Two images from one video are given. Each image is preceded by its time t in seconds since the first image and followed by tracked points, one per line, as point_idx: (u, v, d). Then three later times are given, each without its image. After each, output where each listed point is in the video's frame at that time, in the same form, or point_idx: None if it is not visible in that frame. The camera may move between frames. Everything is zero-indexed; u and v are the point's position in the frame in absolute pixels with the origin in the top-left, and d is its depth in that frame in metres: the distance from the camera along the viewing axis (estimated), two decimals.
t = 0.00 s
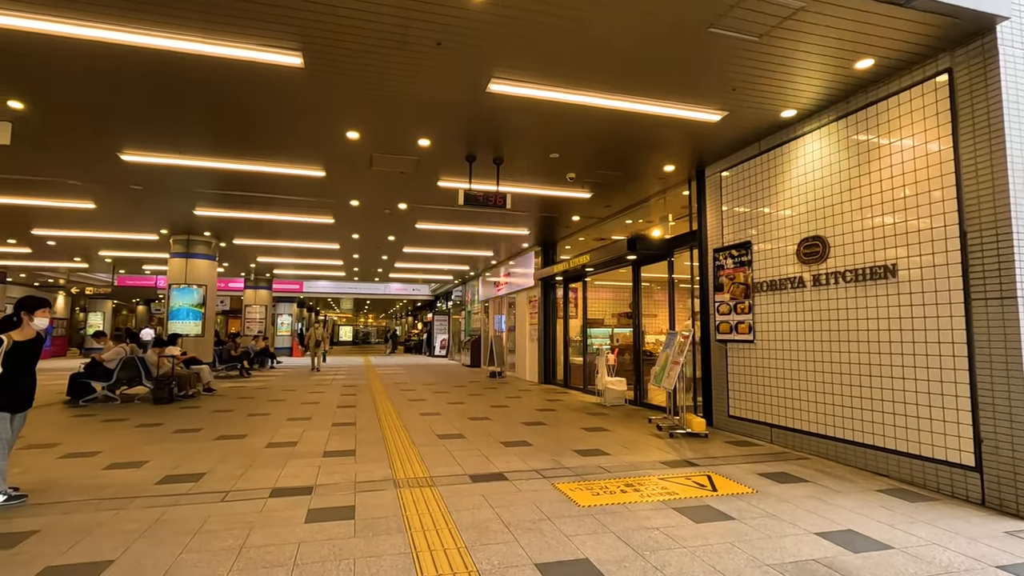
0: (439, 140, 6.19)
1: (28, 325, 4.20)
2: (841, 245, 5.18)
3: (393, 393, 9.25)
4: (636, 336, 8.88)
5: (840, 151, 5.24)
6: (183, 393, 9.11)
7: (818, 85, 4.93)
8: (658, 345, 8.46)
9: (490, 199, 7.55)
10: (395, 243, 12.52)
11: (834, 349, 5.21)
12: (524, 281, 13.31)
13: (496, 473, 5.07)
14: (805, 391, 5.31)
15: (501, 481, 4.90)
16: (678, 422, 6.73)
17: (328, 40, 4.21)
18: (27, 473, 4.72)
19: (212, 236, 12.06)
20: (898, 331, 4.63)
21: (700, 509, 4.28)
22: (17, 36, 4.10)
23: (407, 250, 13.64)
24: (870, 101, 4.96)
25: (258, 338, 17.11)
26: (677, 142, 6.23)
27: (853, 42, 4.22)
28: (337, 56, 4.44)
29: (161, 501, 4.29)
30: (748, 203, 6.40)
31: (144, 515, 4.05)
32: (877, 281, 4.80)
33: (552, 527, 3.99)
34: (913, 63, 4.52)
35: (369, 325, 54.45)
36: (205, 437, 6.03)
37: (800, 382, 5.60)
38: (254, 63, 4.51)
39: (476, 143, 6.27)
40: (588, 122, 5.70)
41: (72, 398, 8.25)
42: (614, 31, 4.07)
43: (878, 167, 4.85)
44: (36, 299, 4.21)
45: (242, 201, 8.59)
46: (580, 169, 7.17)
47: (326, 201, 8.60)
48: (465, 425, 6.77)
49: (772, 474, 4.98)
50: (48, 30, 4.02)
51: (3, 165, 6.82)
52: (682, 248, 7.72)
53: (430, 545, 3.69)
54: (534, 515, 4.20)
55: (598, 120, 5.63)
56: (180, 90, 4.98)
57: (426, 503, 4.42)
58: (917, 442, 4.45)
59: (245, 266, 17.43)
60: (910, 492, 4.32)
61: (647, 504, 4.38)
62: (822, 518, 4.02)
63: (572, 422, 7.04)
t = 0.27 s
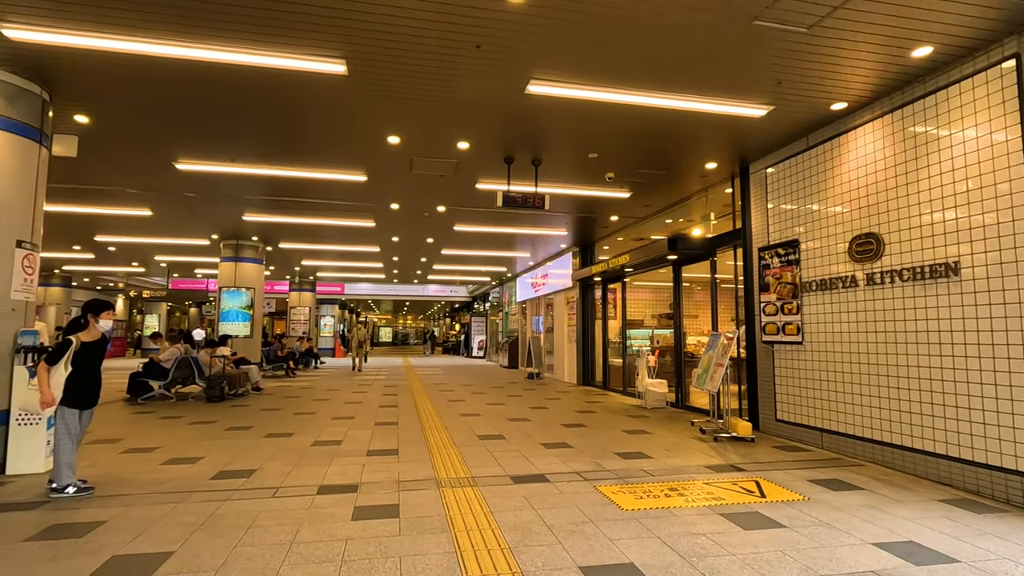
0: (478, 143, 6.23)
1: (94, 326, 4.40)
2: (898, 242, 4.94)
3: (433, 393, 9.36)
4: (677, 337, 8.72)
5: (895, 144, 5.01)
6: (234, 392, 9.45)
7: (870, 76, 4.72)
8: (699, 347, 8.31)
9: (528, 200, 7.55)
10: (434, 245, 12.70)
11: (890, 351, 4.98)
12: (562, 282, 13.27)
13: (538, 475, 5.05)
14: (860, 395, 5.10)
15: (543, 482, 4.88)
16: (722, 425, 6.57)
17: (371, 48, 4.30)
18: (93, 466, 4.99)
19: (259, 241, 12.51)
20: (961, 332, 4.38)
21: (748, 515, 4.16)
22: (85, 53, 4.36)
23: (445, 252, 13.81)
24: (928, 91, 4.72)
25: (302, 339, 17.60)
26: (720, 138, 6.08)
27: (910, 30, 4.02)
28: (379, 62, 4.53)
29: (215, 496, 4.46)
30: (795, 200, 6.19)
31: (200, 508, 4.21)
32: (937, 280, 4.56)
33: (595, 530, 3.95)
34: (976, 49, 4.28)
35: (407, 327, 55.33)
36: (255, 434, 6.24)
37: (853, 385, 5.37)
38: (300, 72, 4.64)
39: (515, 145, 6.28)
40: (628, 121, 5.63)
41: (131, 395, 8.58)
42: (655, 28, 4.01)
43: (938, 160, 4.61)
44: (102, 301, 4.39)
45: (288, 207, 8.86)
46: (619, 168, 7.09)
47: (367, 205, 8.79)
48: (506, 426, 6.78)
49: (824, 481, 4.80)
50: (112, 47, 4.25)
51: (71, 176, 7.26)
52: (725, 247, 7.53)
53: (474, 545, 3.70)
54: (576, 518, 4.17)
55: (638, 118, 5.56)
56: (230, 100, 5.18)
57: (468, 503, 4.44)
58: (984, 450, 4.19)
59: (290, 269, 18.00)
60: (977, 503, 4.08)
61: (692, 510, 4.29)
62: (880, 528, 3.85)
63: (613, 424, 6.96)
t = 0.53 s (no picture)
0: (517, 144, 6.24)
1: (156, 326, 4.58)
2: (961, 238, 4.68)
3: (473, 394, 9.42)
4: (721, 339, 8.52)
5: (957, 136, 4.75)
6: (282, 390, 9.76)
7: (930, 63, 4.49)
8: (744, 349, 8.09)
9: (569, 200, 7.52)
10: (472, 247, 12.81)
11: (954, 354, 4.72)
12: (601, 283, 13.15)
13: (581, 477, 5.02)
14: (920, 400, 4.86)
15: (586, 485, 4.84)
16: (771, 429, 6.37)
17: (414, 53, 4.37)
18: (155, 461, 5.24)
19: (305, 244, 12.87)
20: None
21: (802, 523, 4.01)
22: (147, 69, 4.59)
23: (484, 254, 13.89)
24: (994, 78, 4.44)
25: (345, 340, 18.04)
26: (766, 133, 5.91)
27: (974, 13, 3.80)
28: (422, 67, 4.60)
29: (268, 491, 4.61)
30: (847, 196, 5.95)
31: (254, 504, 4.36)
32: (1005, 279, 4.29)
33: (642, 534, 3.88)
34: None
35: (446, 328, 55.97)
36: (303, 432, 6.42)
37: (912, 389, 5.11)
38: (345, 79, 4.74)
39: (554, 145, 6.26)
40: (670, 118, 5.53)
41: (187, 392, 9.03)
42: (700, 23, 3.92)
43: (1004, 150, 4.34)
44: (161, 304, 4.61)
45: (332, 211, 9.09)
46: (660, 167, 6.98)
47: (409, 208, 8.94)
48: (548, 427, 6.77)
49: (882, 489, 4.59)
50: (171, 62, 4.46)
51: (132, 185, 7.65)
52: (772, 245, 7.30)
53: (519, 546, 3.70)
54: (621, 521, 4.11)
55: (680, 115, 5.45)
56: (278, 109, 5.34)
57: (511, 504, 4.44)
58: None
59: (333, 271, 18.48)
60: None
61: (742, 516, 4.17)
62: (946, 540, 3.64)
63: (657, 426, 6.85)
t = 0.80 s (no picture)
0: (554, 142, 6.21)
1: (208, 326, 4.76)
2: None
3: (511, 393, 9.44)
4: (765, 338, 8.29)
5: None
6: (324, 388, 10.02)
7: (993, 47, 4.23)
8: (789, 348, 7.85)
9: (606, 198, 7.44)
10: (508, 247, 12.85)
11: (1020, 354, 4.45)
12: (639, 281, 12.97)
13: (622, 477, 4.96)
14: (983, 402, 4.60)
15: (627, 485, 4.79)
16: (819, 432, 6.16)
17: (452, 55, 4.41)
18: (208, 455, 5.46)
19: (346, 246, 13.15)
20: None
21: (855, 530, 3.85)
22: (200, 79, 4.79)
23: (521, 253, 13.90)
24: None
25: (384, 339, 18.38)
26: (813, 125, 5.70)
27: None
28: (460, 68, 4.63)
29: (314, 487, 4.73)
30: (901, 189, 5.69)
31: (301, 498, 4.49)
32: None
33: (687, 537, 3.80)
34: None
35: (481, 327, 56.36)
36: (346, 429, 6.58)
37: (975, 391, 4.84)
38: (384, 82, 4.82)
39: (591, 142, 6.20)
40: (711, 112, 5.40)
41: (236, 388, 9.39)
42: (743, 14, 3.81)
43: None
44: (212, 304, 4.81)
45: (371, 213, 9.27)
46: (701, 163, 6.83)
47: (447, 208, 9.03)
48: (587, 427, 6.73)
49: (942, 496, 4.37)
50: (222, 71, 4.63)
51: (184, 191, 7.99)
52: (819, 241, 7.05)
53: (561, 546, 3.68)
54: (664, 523, 4.04)
55: (723, 108, 5.31)
56: (321, 113, 5.47)
57: (552, 503, 4.43)
58: None
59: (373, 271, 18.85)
60: None
61: (791, 521, 4.03)
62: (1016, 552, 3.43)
63: (699, 427, 6.72)
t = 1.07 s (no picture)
0: (593, 139, 6.16)
1: (259, 326, 4.88)
2: None
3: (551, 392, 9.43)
4: (815, 337, 8.01)
5: None
6: (367, 385, 10.27)
7: None
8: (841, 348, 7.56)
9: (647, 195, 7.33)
10: (546, 245, 12.83)
11: None
12: (680, 278, 12.72)
13: (666, 479, 4.88)
14: None
15: (671, 487, 4.71)
16: (874, 434, 5.90)
17: (491, 55, 4.43)
18: (259, 449, 5.67)
19: (387, 246, 13.40)
20: None
21: (917, 539, 3.67)
22: (250, 87, 4.97)
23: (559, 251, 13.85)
24: None
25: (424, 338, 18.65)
26: (867, 114, 5.45)
27: None
28: (499, 68, 4.65)
29: (360, 482, 4.85)
30: (963, 179, 5.37)
31: (348, 493, 4.60)
32: None
33: (735, 541, 3.70)
34: None
35: (518, 326, 56.53)
36: (389, 426, 6.71)
37: None
38: (425, 84, 4.88)
39: (632, 138, 6.11)
40: (757, 103, 5.24)
41: (284, 385, 9.73)
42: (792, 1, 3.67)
43: None
44: (263, 304, 4.91)
45: (412, 213, 9.41)
46: (746, 156, 6.64)
47: (486, 208, 9.08)
48: (628, 427, 6.65)
49: (1013, 505, 4.11)
50: (271, 79, 4.80)
51: (235, 195, 8.32)
52: (873, 236, 6.75)
53: (605, 546, 3.64)
54: (711, 526, 3.94)
55: (769, 99, 5.14)
56: (364, 117, 5.59)
57: (595, 503, 4.40)
58: None
59: (413, 271, 19.15)
60: None
61: (845, 527, 3.88)
62: None
63: (746, 428, 6.54)
